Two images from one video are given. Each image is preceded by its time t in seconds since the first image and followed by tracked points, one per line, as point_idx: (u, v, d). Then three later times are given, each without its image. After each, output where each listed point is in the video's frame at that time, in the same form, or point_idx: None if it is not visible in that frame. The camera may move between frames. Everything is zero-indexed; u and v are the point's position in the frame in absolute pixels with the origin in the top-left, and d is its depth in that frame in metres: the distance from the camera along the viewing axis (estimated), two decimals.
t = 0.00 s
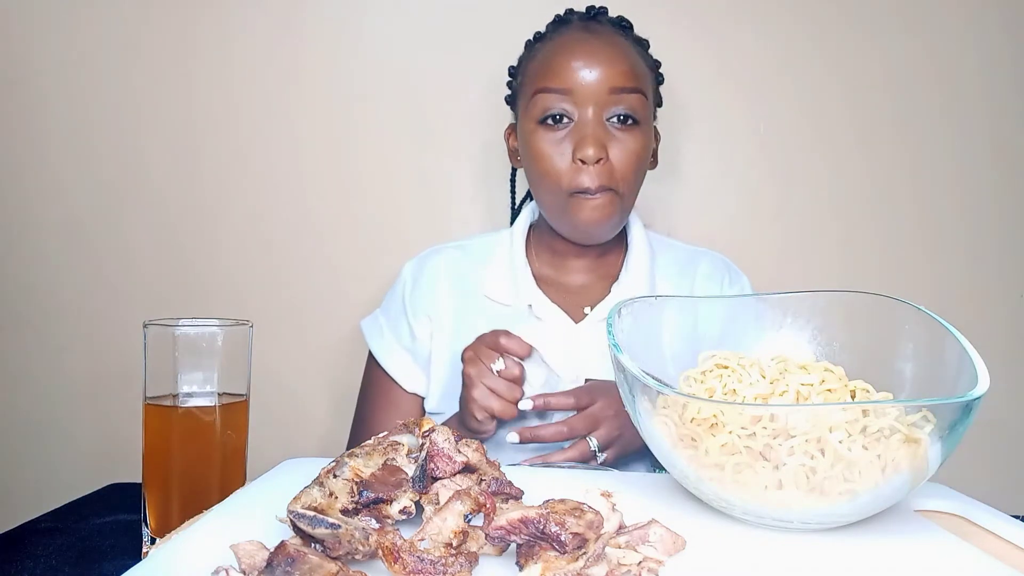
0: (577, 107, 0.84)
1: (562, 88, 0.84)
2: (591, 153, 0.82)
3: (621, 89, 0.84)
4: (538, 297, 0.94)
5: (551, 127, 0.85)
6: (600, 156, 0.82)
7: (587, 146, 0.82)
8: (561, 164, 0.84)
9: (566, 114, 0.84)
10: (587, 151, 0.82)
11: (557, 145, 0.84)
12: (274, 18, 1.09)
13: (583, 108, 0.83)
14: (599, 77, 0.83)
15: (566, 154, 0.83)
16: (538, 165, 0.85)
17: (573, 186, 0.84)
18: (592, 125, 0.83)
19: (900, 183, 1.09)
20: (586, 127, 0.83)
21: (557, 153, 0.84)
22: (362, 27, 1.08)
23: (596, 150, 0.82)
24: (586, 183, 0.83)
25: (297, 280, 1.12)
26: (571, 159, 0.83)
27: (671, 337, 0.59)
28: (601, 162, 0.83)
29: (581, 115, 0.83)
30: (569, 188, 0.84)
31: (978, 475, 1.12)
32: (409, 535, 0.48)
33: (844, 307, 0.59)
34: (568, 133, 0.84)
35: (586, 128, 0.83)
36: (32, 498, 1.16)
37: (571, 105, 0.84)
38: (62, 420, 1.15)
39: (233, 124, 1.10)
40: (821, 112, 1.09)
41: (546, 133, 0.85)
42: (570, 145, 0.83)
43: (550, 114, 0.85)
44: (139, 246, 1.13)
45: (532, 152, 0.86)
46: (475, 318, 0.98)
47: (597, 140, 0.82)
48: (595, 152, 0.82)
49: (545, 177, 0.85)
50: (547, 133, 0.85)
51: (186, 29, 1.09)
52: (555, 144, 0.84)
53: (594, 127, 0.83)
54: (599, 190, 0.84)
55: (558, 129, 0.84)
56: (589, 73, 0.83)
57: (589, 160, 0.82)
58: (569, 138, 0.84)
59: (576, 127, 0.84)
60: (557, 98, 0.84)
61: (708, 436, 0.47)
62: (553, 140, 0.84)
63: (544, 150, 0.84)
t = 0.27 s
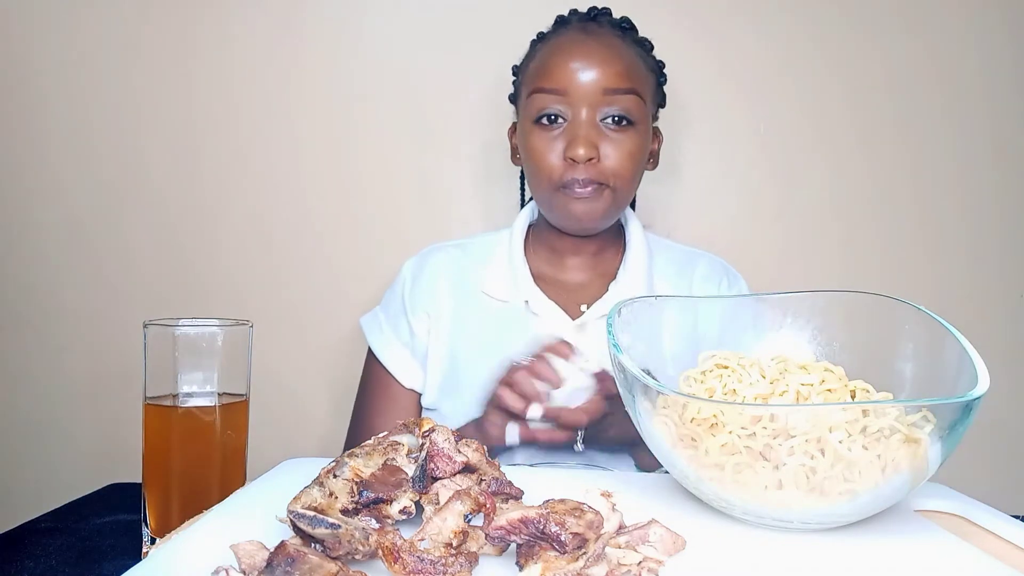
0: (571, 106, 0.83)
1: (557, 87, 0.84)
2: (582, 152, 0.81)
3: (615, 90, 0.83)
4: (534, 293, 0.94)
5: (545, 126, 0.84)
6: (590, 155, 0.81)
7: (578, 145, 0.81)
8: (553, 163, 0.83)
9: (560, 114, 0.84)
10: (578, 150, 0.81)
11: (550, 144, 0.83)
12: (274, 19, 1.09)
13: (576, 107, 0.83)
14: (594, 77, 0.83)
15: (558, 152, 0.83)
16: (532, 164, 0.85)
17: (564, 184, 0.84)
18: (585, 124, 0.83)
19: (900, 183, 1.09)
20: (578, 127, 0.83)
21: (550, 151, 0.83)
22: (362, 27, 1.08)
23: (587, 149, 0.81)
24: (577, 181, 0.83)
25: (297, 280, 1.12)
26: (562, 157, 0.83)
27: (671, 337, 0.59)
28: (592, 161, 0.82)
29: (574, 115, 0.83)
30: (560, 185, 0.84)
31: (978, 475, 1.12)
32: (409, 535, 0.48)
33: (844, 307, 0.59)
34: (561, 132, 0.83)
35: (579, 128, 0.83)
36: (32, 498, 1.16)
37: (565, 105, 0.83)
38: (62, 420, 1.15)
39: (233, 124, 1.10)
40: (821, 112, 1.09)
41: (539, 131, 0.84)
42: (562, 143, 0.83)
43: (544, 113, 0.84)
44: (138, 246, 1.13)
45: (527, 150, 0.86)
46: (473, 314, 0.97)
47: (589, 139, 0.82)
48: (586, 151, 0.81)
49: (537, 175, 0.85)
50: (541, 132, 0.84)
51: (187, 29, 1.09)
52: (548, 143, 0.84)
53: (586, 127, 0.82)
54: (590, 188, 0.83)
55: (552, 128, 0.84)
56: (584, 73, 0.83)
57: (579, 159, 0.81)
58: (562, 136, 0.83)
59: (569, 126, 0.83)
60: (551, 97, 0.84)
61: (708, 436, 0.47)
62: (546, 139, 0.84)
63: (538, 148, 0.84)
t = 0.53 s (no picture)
0: (558, 105, 0.83)
1: (544, 87, 0.83)
2: (571, 151, 0.81)
3: (603, 87, 0.83)
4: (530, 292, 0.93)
5: (533, 125, 0.84)
6: (578, 153, 0.81)
7: (566, 144, 0.81)
8: (542, 162, 0.83)
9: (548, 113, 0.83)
10: (566, 149, 0.81)
11: (538, 143, 0.83)
12: (273, 19, 1.09)
13: (563, 106, 0.82)
14: (582, 74, 0.82)
15: (547, 152, 0.83)
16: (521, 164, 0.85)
17: (554, 183, 0.84)
18: (573, 122, 0.82)
19: (899, 183, 1.09)
20: (566, 125, 0.82)
21: (539, 150, 0.83)
22: (362, 28, 1.08)
23: (576, 148, 0.81)
24: (566, 180, 0.83)
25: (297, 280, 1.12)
26: (550, 156, 0.82)
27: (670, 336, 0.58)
28: (581, 160, 0.81)
29: (562, 113, 0.83)
30: (550, 184, 0.84)
31: (979, 475, 1.12)
32: (410, 535, 0.47)
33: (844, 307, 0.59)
34: (549, 131, 0.83)
35: (567, 126, 0.82)
36: (32, 499, 1.16)
37: (553, 104, 0.83)
38: (62, 420, 1.15)
39: (232, 124, 1.10)
40: (822, 113, 1.09)
41: (527, 131, 0.84)
42: (551, 143, 0.82)
43: (532, 113, 0.84)
44: (138, 246, 1.13)
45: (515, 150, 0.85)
46: (469, 313, 0.97)
47: (577, 138, 0.81)
48: (574, 149, 0.81)
49: (526, 174, 0.85)
50: (529, 131, 0.84)
51: (187, 29, 1.09)
52: (537, 143, 0.83)
53: (574, 125, 0.82)
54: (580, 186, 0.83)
55: (540, 127, 0.84)
56: (570, 71, 0.83)
57: (567, 157, 0.81)
58: (550, 135, 0.83)
59: (557, 124, 0.83)
60: (538, 96, 0.84)
61: (708, 436, 0.47)
62: (534, 139, 0.83)
63: (527, 148, 0.84)
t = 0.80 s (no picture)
0: (542, 92, 0.79)
1: (525, 74, 0.80)
2: (559, 140, 0.77)
3: (588, 69, 0.79)
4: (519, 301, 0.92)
5: (516, 116, 0.80)
6: (569, 142, 0.77)
7: (554, 132, 0.77)
8: (529, 154, 0.79)
9: (530, 101, 0.80)
10: (554, 137, 0.77)
11: (523, 134, 0.79)
12: (272, 19, 1.09)
13: (548, 93, 0.79)
14: (565, 58, 0.79)
15: (533, 143, 0.79)
16: (506, 157, 0.80)
17: (543, 175, 0.79)
18: (559, 110, 0.79)
19: (899, 183, 1.09)
20: (552, 114, 0.79)
21: (524, 142, 0.79)
22: (361, 28, 1.08)
23: (564, 136, 0.77)
24: (557, 171, 0.78)
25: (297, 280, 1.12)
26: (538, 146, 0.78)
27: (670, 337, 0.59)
28: (571, 149, 0.77)
29: (547, 101, 0.79)
30: (539, 177, 0.79)
31: (979, 474, 1.13)
32: (410, 535, 0.47)
33: (844, 306, 0.59)
34: (534, 121, 0.79)
35: (553, 114, 0.79)
36: (33, 499, 1.16)
37: (535, 91, 0.80)
38: (63, 420, 1.15)
39: (231, 124, 1.10)
40: (821, 113, 1.09)
41: (510, 122, 0.80)
42: (537, 133, 0.78)
43: (514, 103, 0.80)
44: (138, 246, 1.13)
45: (498, 143, 0.81)
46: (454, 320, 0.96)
47: (565, 125, 0.78)
48: (563, 138, 0.77)
49: (513, 168, 0.80)
50: (512, 123, 0.80)
51: (186, 29, 1.09)
52: (522, 134, 0.79)
53: (561, 112, 0.78)
54: (572, 178, 0.79)
55: (524, 117, 0.80)
56: (552, 55, 0.79)
57: (556, 146, 0.77)
58: (535, 125, 0.79)
59: (542, 113, 0.79)
60: (520, 84, 0.80)
61: (708, 436, 0.47)
62: (518, 130, 0.80)
63: (511, 140, 0.80)
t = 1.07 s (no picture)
0: (542, 90, 0.80)
1: (526, 72, 0.80)
2: (558, 142, 0.78)
3: (589, 68, 0.80)
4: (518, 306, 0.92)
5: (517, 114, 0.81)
6: (567, 143, 0.78)
7: (553, 134, 0.78)
8: (529, 155, 0.80)
9: (530, 99, 0.80)
10: (553, 139, 0.78)
11: (523, 133, 0.80)
12: (272, 19, 1.09)
13: (548, 92, 0.79)
14: (566, 57, 0.79)
15: (533, 144, 0.80)
16: (506, 155, 0.81)
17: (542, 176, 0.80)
18: (559, 110, 0.79)
19: (899, 183, 1.09)
20: (552, 114, 0.79)
21: (524, 142, 0.80)
22: (361, 28, 1.08)
23: (563, 138, 0.78)
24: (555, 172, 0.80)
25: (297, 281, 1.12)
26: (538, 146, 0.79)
27: (670, 338, 0.59)
28: (569, 150, 0.79)
29: (547, 100, 0.80)
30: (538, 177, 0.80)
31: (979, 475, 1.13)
32: (410, 535, 0.47)
33: (844, 306, 0.59)
34: (534, 120, 0.80)
35: (553, 113, 0.79)
36: (33, 499, 1.16)
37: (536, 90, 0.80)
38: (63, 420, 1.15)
39: (231, 124, 1.10)
40: (821, 113, 1.09)
41: (511, 121, 0.81)
42: (536, 133, 0.79)
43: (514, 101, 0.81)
44: (139, 246, 1.13)
45: (499, 141, 0.82)
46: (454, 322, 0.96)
47: (564, 126, 0.79)
48: (562, 140, 0.78)
49: (512, 167, 0.81)
50: (513, 122, 0.81)
51: (186, 29, 1.09)
52: (522, 133, 0.80)
53: (561, 112, 0.79)
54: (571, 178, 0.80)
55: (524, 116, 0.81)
56: (554, 55, 0.79)
57: (555, 148, 0.78)
58: (535, 124, 0.80)
59: (542, 112, 0.80)
60: (520, 83, 0.80)
61: (708, 436, 0.47)
62: (518, 129, 0.80)
63: (511, 139, 0.81)
